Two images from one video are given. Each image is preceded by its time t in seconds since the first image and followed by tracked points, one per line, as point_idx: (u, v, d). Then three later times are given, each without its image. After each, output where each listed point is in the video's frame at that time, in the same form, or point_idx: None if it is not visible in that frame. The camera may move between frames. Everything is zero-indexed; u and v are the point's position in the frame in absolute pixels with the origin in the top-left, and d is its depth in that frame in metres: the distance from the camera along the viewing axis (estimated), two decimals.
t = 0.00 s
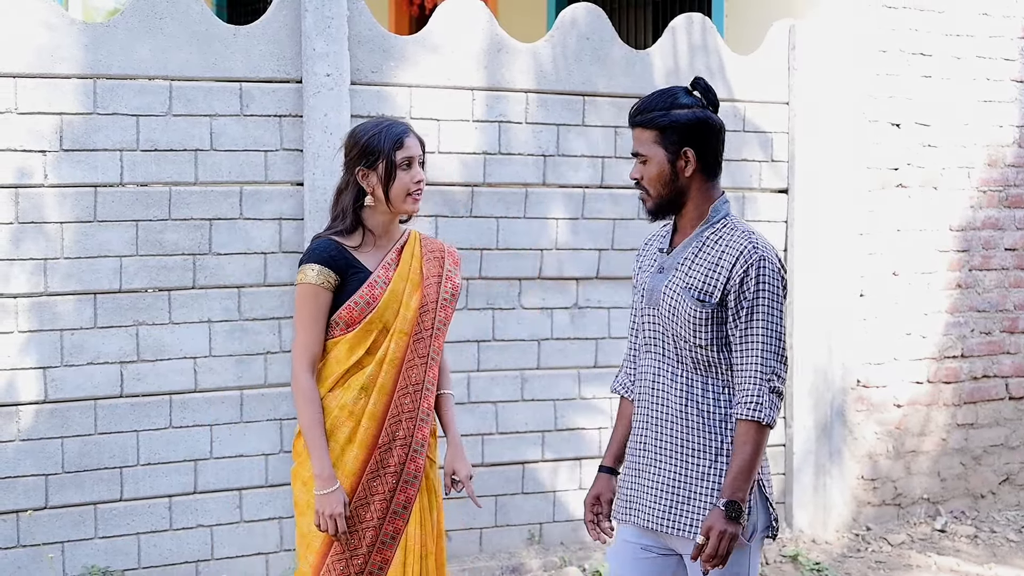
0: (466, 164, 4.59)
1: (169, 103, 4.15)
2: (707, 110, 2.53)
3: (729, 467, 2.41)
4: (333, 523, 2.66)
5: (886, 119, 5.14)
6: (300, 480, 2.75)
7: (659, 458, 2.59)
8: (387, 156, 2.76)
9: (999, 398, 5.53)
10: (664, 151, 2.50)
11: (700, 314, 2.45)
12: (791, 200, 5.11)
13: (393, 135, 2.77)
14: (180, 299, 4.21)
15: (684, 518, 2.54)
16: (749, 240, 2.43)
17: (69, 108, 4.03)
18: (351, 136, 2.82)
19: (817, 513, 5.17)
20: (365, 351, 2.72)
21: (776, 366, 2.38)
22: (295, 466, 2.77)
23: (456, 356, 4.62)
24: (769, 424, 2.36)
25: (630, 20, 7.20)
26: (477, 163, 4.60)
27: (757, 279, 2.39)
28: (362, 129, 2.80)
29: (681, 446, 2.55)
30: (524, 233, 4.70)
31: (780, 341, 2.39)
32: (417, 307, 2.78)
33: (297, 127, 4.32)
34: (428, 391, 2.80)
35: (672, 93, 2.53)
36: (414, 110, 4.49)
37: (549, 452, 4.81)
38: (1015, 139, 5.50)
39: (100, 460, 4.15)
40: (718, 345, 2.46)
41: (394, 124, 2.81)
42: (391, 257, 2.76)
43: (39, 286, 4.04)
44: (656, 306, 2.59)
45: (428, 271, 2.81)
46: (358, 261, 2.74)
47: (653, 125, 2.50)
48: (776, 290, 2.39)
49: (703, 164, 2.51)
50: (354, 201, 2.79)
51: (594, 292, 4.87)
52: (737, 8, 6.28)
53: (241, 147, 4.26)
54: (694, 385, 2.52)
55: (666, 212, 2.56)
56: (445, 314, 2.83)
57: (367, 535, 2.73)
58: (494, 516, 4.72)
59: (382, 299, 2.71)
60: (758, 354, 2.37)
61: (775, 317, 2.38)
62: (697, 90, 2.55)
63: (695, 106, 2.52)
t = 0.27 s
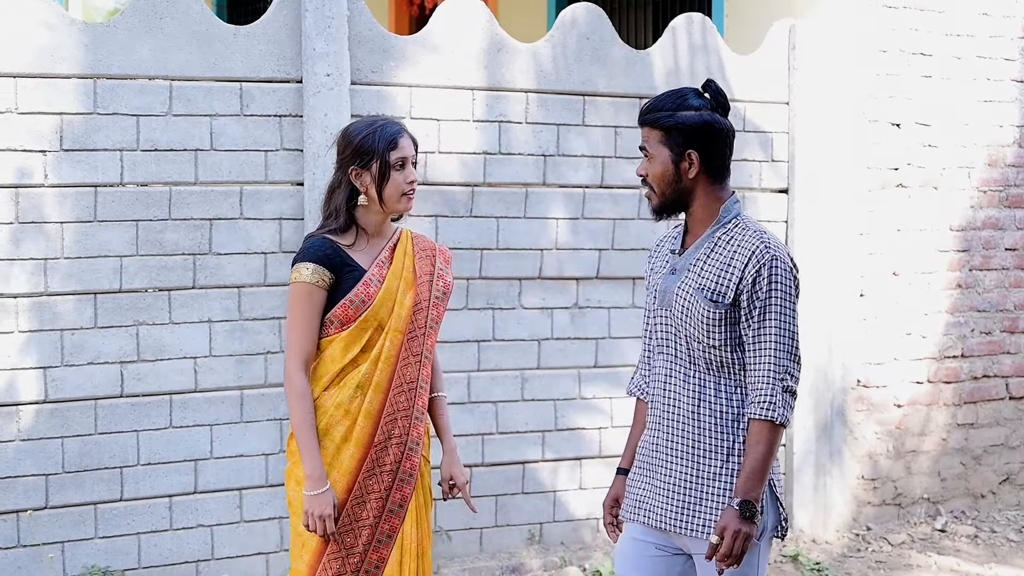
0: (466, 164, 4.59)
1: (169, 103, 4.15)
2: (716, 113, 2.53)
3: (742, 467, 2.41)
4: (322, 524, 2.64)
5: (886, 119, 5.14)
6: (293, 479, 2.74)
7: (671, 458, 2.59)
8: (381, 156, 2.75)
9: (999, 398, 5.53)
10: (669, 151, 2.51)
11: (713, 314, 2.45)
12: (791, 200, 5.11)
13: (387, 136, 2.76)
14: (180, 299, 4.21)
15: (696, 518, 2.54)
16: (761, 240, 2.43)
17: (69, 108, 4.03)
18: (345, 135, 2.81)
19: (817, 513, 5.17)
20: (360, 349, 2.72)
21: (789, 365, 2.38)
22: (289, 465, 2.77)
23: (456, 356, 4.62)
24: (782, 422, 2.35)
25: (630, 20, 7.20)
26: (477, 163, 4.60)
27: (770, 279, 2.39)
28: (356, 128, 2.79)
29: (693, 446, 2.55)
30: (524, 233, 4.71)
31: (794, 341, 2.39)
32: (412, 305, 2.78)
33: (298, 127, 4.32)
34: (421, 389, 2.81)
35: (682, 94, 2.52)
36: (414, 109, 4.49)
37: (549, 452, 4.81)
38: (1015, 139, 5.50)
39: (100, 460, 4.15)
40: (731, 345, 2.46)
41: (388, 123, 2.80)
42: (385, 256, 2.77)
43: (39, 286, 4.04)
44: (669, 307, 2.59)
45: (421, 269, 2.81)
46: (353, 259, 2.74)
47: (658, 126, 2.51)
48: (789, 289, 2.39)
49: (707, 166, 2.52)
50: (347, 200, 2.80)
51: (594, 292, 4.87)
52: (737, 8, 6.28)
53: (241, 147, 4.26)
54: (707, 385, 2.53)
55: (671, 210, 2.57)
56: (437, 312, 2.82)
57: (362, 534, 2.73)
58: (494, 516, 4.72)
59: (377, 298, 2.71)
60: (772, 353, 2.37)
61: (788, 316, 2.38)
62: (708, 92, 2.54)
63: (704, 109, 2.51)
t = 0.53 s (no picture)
0: (466, 163, 4.59)
1: (169, 103, 4.16)
2: (721, 114, 2.54)
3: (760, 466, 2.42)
4: (326, 523, 2.64)
5: (887, 119, 5.13)
6: (288, 477, 2.73)
7: (679, 458, 2.59)
8: (378, 155, 2.76)
9: (999, 398, 5.54)
10: (673, 151, 2.52)
11: (721, 314, 2.45)
12: (791, 200, 5.11)
13: (385, 134, 2.77)
14: (180, 299, 4.21)
15: (704, 518, 2.54)
16: (768, 240, 2.43)
17: (69, 108, 4.03)
18: (342, 133, 2.82)
19: (817, 513, 5.17)
20: (359, 347, 2.73)
21: (800, 364, 2.39)
22: (284, 463, 2.75)
23: (456, 356, 4.62)
24: (798, 420, 2.37)
25: (630, 21, 7.20)
26: (477, 163, 4.60)
27: (779, 279, 2.39)
28: (352, 127, 2.80)
29: (700, 446, 2.55)
30: (524, 233, 4.71)
31: (803, 340, 2.40)
32: (409, 304, 2.79)
33: (298, 127, 4.32)
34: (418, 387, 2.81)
35: (687, 95, 2.53)
36: (415, 109, 4.49)
37: (549, 452, 4.81)
38: (1015, 139, 5.50)
39: (100, 460, 4.15)
40: (739, 345, 2.46)
41: (385, 122, 2.81)
42: (380, 254, 2.78)
43: (39, 286, 4.04)
44: (674, 307, 2.59)
45: (416, 267, 2.82)
46: (350, 258, 2.74)
47: (663, 127, 2.51)
48: (797, 289, 2.40)
49: (711, 167, 2.52)
50: (343, 198, 2.79)
51: (594, 292, 4.87)
52: (737, 8, 6.28)
53: (241, 147, 4.26)
54: (714, 386, 2.53)
55: (672, 210, 2.58)
56: (433, 310, 2.84)
57: (361, 532, 2.73)
58: (494, 516, 4.72)
59: (375, 296, 2.72)
60: (782, 353, 2.38)
61: (798, 315, 2.39)
62: (712, 93, 2.55)
63: (709, 109, 2.52)
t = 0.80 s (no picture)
0: (466, 163, 4.59)
1: (169, 103, 4.16)
2: (719, 113, 2.55)
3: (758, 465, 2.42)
4: (328, 524, 2.65)
5: (887, 119, 5.13)
6: (281, 476, 2.73)
7: (674, 455, 2.59)
8: (370, 149, 2.78)
9: (999, 398, 5.54)
10: (675, 152, 2.51)
11: (718, 312, 2.45)
12: (791, 200, 5.13)
13: (376, 130, 2.80)
14: (180, 299, 4.21)
15: (698, 516, 2.54)
16: (765, 239, 2.44)
17: (70, 108, 4.03)
18: (334, 132, 2.84)
19: (817, 513, 5.18)
20: (354, 348, 2.72)
21: (797, 362, 2.40)
22: (277, 464, 2.74)
23: (457, 355, 4.62)
24: (795, 419, 2.37)
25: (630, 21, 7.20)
26: (477, 163, 4.60)
27: (776, 278, 2.40)
28: (345, 125, 2.83)
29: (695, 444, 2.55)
30: (525, 233, 4.71)
31: (800, 338, 2.41)
32: (401, 303, 2.80)
33: (298, 127, 4.32)
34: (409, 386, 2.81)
35: (685, 93, 2.54)
36: (415, 109, 4.49)
37: (549, 452, 4.81)
38: (1016, 139, 5.50)
39: (100, 460, 4.15)
40: (735, 344, 2.47)
41: (377, 120, 2.83)
42: (372, 253, 2.78)
43: (40, 286, 4.04)
44: (669, 305, 2.59)
45: (407, 266, 2.83)
46: (342, 256, 2.74)
47: (664, 126, 2.51)
48: (794, 288, 2.41)
49: (715, 167, 2.52)
50: (334, 193, 2.79)
51: (595, 292, 4.87)
52: (738, 8, 6.28)
53: (242, 147, 4.26)
54: (708, 384, 2.53)
55: (675, 212, 2.58)
56: (419, 311, 2.84)
57: (356, 531, 2.74)
58: (494, 516, 4.72)
59: (369, 297, 2.72)
60: (780, 351, 2.39)
61: (796, 314, 2.41)
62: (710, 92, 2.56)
63: (708, 108, 2.53)
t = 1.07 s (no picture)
0: (466, 164, 4.59)
1: (169, 103, 4.16)
2: (699, 117, 2.55)
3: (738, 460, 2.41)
4: (318, 526, 2.64)
5: (886, 119, 5.13)
6: (275, 478, 2.73)
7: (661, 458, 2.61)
8: (370, 152, 2.78)
9: (999, 398, 5.54)
10: (649, 151, 2.52)
11: (698, 315, 2.45)
12: (790, 199, 5.13)
13: (376, 133, 2.79)
14: (180, 299, 4.21)
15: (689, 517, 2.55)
16: (743, 240, 2.44)
17: (69, 108, 4.03)
18: (336, 132, 2.84)
19: (817, 513, 5.19)
20: (349, 349, 2.73)
21: (785, 361, 2.40)
22: (270, 466, 2.75)
23: (457, 355, 4.62)
24: (781, 418, 2.36)
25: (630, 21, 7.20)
26: (477, 163, 4.60)
27: (757, 278, 2.40)
28: (346, 125, 2.83)
29: (681, 446, 2.56)
30: (525, 233, 4.71)
31: (785, 337, 2.41)
32: (397, 304, 2.80)
33: (298, 127, 4.32)
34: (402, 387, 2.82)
35: (665, 95, 2.54)
36: (415, 109, 4.49)
37: (549, 452, 4.81)
38: (1016, 139, 5.50)
39: (100, 460, 4.15)
40: (717, 345, 2.47)
41: (378, 122, 2.83)
42: (368, 256, 2.78)
43: (39, 286, 4.04)
44: (651, 308, 2.59)
45: (401, 267, 2.84)
46: (341, 259, 2.74)
47: (641, 125, 2.52)
48: (776, 287, 2.40)
49: (688, 170, 2.53)
50: (333, 194, 2.79)
51: (595, 292, 4.87)
52: (737, 8, 6.28)
53: (242, 147, 4.26)
54: (694, 385, 2.54)
55: (644, 210, 2.58)
56: (410, 312, 2.87)
57: (353, 534, 2.74)
58: (494, 516, 4.72)
59: (366, 299, 2.72)
60: (767, 351, 2.39)
61: (780, 313, 2.40)
62: (692, 96, 2.56)
63: (687, 112, 2.53)
